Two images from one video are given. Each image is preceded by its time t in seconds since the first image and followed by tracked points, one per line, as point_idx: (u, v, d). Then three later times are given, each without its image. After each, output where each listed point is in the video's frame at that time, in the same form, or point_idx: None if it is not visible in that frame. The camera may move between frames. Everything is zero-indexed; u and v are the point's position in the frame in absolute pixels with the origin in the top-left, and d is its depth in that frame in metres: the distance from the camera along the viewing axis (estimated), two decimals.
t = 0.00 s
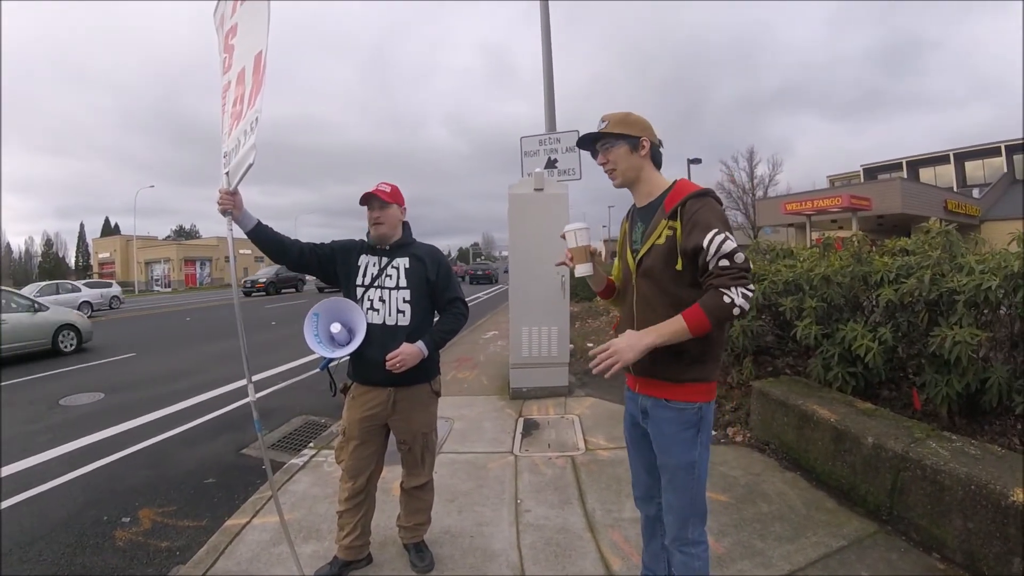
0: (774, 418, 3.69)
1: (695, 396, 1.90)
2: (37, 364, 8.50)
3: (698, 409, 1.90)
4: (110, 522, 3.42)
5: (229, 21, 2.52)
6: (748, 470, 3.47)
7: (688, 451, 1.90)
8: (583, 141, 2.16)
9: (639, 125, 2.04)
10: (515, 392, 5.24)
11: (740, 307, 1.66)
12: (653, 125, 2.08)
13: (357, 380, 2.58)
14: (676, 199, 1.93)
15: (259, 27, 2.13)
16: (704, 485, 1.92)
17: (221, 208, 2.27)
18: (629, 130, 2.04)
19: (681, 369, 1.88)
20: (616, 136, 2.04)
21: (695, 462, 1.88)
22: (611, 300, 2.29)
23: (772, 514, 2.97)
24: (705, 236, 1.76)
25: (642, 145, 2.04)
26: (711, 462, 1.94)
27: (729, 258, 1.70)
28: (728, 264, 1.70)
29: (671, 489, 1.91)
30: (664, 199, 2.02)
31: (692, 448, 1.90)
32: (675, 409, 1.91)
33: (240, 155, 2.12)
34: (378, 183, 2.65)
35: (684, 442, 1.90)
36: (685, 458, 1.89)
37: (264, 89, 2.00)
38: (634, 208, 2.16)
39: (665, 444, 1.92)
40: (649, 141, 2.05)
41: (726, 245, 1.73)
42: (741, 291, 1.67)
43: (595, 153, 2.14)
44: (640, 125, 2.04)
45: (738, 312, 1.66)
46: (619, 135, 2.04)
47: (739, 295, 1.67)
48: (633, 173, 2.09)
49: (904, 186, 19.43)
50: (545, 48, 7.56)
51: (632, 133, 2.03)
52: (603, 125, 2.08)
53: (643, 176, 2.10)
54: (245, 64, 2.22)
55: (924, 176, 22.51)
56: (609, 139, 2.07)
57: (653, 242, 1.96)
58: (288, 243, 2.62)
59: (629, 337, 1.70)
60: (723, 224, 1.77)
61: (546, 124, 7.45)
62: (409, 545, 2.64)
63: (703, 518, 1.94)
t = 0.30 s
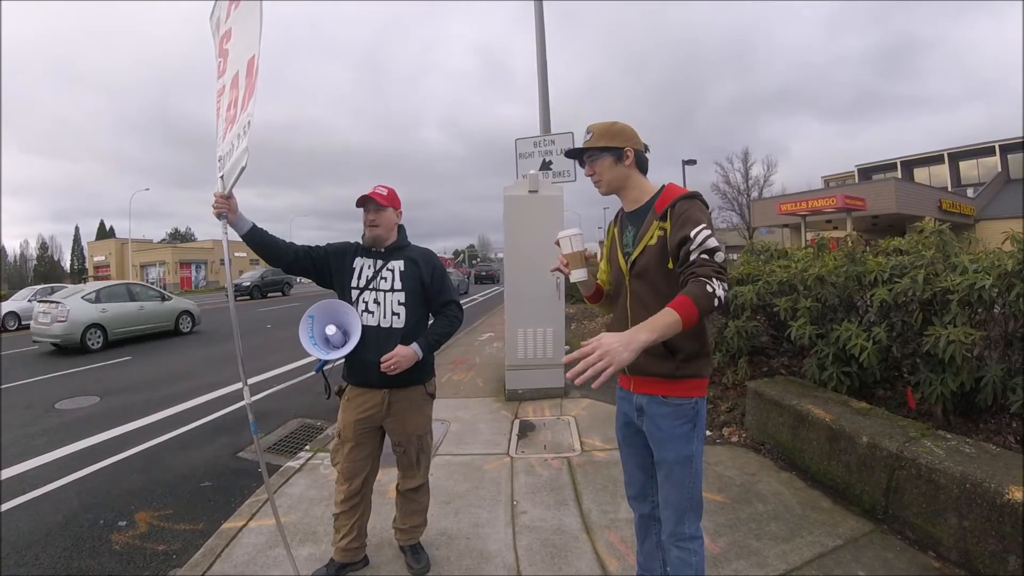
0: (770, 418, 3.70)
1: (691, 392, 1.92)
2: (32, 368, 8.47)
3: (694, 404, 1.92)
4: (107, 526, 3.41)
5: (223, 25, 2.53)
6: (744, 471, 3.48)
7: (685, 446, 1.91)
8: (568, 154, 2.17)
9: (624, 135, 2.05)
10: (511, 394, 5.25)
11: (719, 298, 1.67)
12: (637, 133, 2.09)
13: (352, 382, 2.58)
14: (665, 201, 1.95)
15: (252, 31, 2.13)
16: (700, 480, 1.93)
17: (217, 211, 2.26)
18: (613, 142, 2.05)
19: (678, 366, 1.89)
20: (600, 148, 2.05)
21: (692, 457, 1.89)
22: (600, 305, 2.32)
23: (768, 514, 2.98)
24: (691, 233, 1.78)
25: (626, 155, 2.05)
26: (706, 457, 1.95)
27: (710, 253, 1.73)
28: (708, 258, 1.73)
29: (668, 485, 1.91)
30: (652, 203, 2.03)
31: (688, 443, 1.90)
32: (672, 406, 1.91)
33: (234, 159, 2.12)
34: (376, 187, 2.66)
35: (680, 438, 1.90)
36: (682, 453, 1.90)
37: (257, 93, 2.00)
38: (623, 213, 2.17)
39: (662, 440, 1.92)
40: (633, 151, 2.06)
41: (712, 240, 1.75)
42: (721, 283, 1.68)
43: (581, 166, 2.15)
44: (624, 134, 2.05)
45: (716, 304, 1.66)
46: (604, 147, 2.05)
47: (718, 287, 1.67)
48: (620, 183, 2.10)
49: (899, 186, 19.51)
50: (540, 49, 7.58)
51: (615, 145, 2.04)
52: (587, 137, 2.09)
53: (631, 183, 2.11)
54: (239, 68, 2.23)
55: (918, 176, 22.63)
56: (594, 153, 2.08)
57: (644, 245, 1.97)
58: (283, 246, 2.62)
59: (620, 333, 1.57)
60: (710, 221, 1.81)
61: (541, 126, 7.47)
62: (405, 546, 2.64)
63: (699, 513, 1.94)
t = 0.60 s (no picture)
0: (770, 418, 3.70)
1: (690, 392, 1.92)
2: (33, 371, 8.47)
3: (692, 404, 1.92)
4: (108, 528, 3.41)
5: (222, 29, 2.54)
6: (744, 471, 3.49)
7: (685, 446, 1.91)
8: (563, 158, 2.17)
9: (619, 139, 2.07)
10: (511, 395, 5.25)
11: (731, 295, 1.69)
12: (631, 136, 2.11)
13: (353, 384, 2.58)
14: (659, 205, 1.96)
15: (250, 34, 2.14)
16: (699, 480, 1.93)
17: (217, 214, 2.27)
18: (608, 146, 2.06)
19: (677, 367, 1.89)
20: (596, 151, 2.06)
21: (691, 457, 1.89)
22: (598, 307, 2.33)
23: (768, 514, 2.99)
24: (691, 234, 1.79)
25: (621, 159, 2.07)
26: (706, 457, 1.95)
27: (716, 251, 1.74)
28: (716, 256, 1.74)
29: (668, 484, 1.92)
30: (646, 207, 2.04)
31: (688, 443, 1.91)
32: (671, 406, 1.92)
33: (232, 162, 2.13)
34: (381, 189, 2.65)
35: (680, 437, 1.91)
36: (681, 452, 1.90)
37: (254, 96, 2.01)
38: (617, 218, 2.17)
39: (661, 440, 1.93)
40: (628, 154, 2.08)
41: (713, 239, 1.76)
42: (732, 280, 1.70)
43: (576, 169, 2.16)
44: (618, 139, 2.07)
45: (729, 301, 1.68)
46: (599, 151, 2.06)
47: (730, 284, 1.69)
48: (614, 187, 2.11)
49: (899, 187, 19.53)
50: (538, 51, 7.59)
51: (611, 148, 2.06)
52: (582, 140, 2.09)
53: (625, 187, 2.12)
54: (236, 72, 2.24)
55: (918, 176, 22.64)
56: (588, 156, 2.09)
57: (640, 249, 1.97)
58: (283, 250, 2.64)
59: (626, 322, 1.65)
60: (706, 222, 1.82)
61: (541, 128, 7.48)
62: (406, 548, 2.64)
63: (698, 513, 1.95)
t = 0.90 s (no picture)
0: (770, 418, 3.70)
1: (689, 392, 1.92)
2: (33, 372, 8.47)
3: (691, 404, 1.92)
4: (108, 529, 3.41)
5: (221, 30, 2.54)
6: (744, 471, 3.49)
7: (684, 446, 1.91)
8: (561, 158, 2.17)
9: (617, 140, 2.07)
10: (511, 396, 5.26)
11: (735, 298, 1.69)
12: (629, 137, 2.11)
13: (352, 385, 2.58)
14: (658, 207, 1.96)
15: (247, 35, 2.14)
16: (698, 480, 1.94)
17: (215, 215, 2.27)
18: (606, 147, 2.06)
19: (676, 368, 1.89)
20: (594, 152, 2.06)
21: (690, 457, 1.89)
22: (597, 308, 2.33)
23: (768, 514, 2.99)
24: (693, 236, 1.79)
25: (619, 160, 2.07)
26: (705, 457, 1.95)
27: (719, 253, 1.74)
28: (719, 257, 1.74)
29: (667, 484, 1.92)
30: (645, 208, 2.04)
31: (687, 443, 1.91)
32: (670, 406, 1.92)
33: (231, 163, 2.13)
34: (383, 190, 2.63)
35: (679, 437, 1.91)
36: (680, 453, 1.90)
37: (251, 97, 2.01)
38: (616, 219, 2.17)
39: (661, 440, 1.93)
40: (626, 156, 2.08)
41: (715, 242, 1.76)
42: (736, 282, 1.70)
43: (574, 170, 2.16)
44: (616, 140, 2.07)
45: (734, 303, 1.70)
46: (597, 152, 2.07)
47: (735, 286, 1.69)
48: (612, 188, 2.11)
49: (899, 186, 19.53)
50: (537, 51, 7.59)
51: (609, 149, 2.05)
52: (580, 141, 2.09)
53: (623, 188, 2.13)
54: (234, 73, 2.24)
55: (918, 176, 22.63)
56: (587, 157, 2.09)
57: (640, 250, 1.97)
58: (282, 251, 2.64)
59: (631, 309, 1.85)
60: (706, 224, 1.82)
61: (540, 128, 7.48)
62: (405, 548, 2.64)
63: (696, 513, 1.95)
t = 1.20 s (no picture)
0: (771, 419, 3.69)
1: (690, 392, 1.92)
2: (34, 372, 8.48)
3: (692, 404, 1.92)
4: (108, 528, 3.41)
5: (221, 28, 2.53)
6: (745, 471, 3.48)
7: (684, 446, 1.91)
8: (568, 156, 2.17)
9: (626, 140, 2.06)
10: (512, 396, 5.25)
11: (736, 298, 1.69)
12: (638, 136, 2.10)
13: (352, 385, 2.58)
14: (663, 207, 1.96)
15: (247, 34, 2.14)
16: (698, 480, 1.93)
17: (215, 215, 2.27)
18: (614, 145, 2.06)
19: (678, 368, 1.89)
20: (602, 150, 2.06)
21: (691, 457, 1.89)
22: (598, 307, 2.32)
23: (769, 515, 2.98)
24: (696, 236, 1.80)
25: (626, 159, 2.06)
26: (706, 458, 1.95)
27: (721, 253, 1.75)
28: (722, 258, 1.75)
29: (667, 484, 1.92)
30: (650, 208, 2.04)
31: (687, 443, 1.91)
32: (671, 406, 1.92)
33: (230, 163, 2.13)
34: (387, 189, 2.63)
35: (680, 437, 1.91)
36: (681, 452, 1.90)
37: (250, 96, 2.02)
38: (621, 218, 2.17)
39: (661, 440, 1.93)
40: (633, 155, 2.07)
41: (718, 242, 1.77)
42: (737, 282, 1.70)
43: (582, 167, 2.15)
44: (625, 139, 2.06)
45: (735, 304, 1.69)
46: (605, 151, 2.06)
47: (736, 286, 1.69)
48: (619, 187, 2.11)
49: (899, 186, 19.52)
50: (538, 51, 7.59)
51: (617, 148, 2.05)
52: (588, 139, 2.09)
53: (629, 188, 2.13)
54: (234, 71, 2.24)
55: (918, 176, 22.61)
56: (595, 155, 2.08)
57: (643, 250, 1.96)
58: (281, 251, 2.64)
59: (627, 316, 1.81)
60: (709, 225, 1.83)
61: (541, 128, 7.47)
62: (406, 548, 2.64)
63: (696, 513, 1.95)
